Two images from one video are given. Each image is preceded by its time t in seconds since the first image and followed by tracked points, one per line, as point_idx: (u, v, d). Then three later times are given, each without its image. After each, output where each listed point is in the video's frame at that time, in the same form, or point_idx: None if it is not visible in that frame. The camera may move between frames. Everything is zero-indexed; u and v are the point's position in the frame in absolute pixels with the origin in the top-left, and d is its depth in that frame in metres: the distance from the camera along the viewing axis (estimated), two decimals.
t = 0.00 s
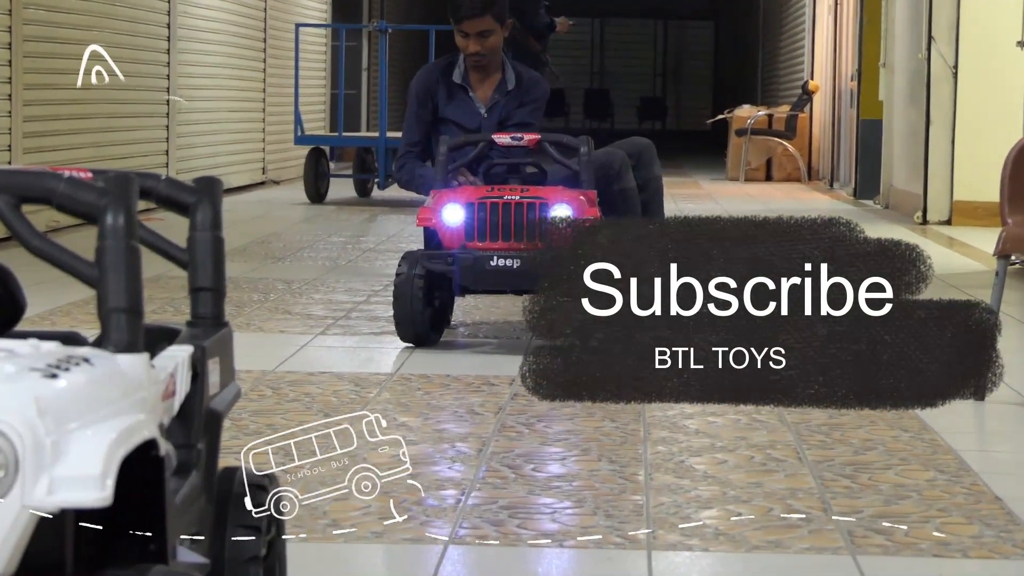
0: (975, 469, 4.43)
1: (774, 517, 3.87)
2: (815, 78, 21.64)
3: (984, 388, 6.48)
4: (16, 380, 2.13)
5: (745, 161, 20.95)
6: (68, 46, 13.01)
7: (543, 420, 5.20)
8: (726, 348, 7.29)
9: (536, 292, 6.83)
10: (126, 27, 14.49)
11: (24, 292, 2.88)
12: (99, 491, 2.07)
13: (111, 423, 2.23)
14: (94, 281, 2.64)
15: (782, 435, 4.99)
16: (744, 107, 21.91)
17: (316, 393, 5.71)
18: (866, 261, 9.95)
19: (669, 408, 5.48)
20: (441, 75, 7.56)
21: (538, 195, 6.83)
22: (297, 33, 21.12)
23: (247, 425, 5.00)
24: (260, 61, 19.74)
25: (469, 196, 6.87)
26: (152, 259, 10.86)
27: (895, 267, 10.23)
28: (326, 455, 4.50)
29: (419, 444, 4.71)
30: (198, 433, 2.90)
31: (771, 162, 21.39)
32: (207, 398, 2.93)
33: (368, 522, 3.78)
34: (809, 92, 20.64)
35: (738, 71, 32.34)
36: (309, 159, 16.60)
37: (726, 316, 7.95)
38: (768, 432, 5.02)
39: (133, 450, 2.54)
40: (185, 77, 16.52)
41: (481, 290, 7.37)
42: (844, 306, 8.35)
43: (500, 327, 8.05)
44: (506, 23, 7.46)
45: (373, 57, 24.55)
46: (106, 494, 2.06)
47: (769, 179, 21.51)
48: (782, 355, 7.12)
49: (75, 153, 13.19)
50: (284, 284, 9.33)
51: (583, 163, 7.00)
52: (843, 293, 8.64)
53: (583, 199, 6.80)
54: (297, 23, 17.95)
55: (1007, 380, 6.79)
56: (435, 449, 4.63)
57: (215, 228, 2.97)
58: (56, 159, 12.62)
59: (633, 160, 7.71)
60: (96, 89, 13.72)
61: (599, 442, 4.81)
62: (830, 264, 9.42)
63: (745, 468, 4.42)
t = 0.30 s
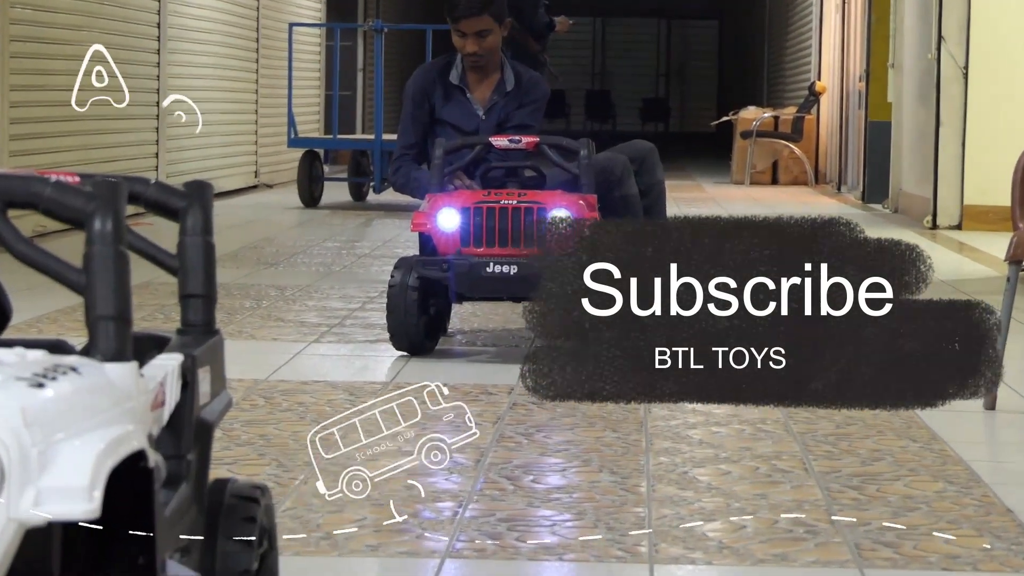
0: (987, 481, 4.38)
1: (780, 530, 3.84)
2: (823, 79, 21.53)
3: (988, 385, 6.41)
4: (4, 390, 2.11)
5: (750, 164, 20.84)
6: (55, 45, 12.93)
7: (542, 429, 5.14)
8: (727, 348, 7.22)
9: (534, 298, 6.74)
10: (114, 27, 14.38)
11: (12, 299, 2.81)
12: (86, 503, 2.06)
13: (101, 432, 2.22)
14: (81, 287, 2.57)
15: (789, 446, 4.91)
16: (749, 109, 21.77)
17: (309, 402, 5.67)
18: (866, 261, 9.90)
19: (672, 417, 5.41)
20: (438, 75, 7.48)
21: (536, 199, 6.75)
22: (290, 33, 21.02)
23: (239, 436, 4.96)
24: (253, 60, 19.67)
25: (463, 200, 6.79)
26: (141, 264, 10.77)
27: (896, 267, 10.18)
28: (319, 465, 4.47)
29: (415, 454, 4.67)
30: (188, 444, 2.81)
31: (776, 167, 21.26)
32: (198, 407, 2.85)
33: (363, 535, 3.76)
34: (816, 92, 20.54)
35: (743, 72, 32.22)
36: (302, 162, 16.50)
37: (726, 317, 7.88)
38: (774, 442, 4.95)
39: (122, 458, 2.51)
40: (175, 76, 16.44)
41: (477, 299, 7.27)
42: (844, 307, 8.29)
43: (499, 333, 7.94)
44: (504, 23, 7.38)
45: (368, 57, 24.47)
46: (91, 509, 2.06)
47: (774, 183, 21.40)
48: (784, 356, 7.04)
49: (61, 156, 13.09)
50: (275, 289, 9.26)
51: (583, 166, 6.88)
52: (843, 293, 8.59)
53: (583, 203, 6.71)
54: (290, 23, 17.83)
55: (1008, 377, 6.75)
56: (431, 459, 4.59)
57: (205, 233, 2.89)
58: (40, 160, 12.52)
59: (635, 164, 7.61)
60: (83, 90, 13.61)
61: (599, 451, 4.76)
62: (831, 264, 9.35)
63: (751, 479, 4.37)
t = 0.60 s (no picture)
0: (988, 493, 4.35)
1: (775, 543, 3.83)
2: (821, 79, 21.44)
3: (989, 385, 6.33)
4: None
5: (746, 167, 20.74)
6: (31, 46, 12.84)
7: (531, 439, 5.09)
8: (725, 347, 7.15)
9: (523, 305, 6.67)
10: (90, 27, 14.25)
11: None
12: (62, 515, 2.03)
13: (80, 441, 2.18)
14: (58, 293, 2.50)
15: (784, 456, 4.85)
16: (746, 110, 21.60)
17: (293, 410, 5.63)
18: (865, 262, 9.83)
19: (663, 426, 5.35)
20: (423, 78, 7.40)
21: (526, 203, 6.68)
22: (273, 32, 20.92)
23: (220, 446, 4.93)
24: (234, 61, 19.58)
25: (451, 205, 6.71)
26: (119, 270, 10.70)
27: (896, 267, 10.14)
28: (304, 477, 4.45)
29: (401, 465, 4.64)
30: (167, 456, 2.74)
31: (772, 169, 21.18)
32: (177, 418, 2.78)
33: (347, 549, 3.75)
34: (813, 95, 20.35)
35: (740, 72, 32.10)
36: (285, 167, 16.45)
37: (726, 317, 7.83)
38: (771, 453, 4.89)
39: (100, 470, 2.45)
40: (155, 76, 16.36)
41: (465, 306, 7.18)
42: (845, 306, 8.23)
43: (487, 342, 7.70)
44: (493, 22, 7.30)
45: (353, 56, 24.40)
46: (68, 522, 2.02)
47: (771, 187, 21.25)
48: (785, 356, 6.98)
49: (36, 157, 12.99)
50: (259, 296, 9.19)
51: (574, 169, 6.86)
52: (844, 293, 8.54)
53: (573, 208, 6.66)
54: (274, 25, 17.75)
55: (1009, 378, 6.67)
56: (418, 470, 4.56)
57: (185, 238, 2.80)
58: (14, 163, 12.44)
59: (627, 168, 7.52)
60: (60, 90, 13.51)
61: (589, 462, 4.72)
62: (830, 264, 9.29)
63: (746, 491, 4.33)
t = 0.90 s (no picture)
0: (1001, 502, 4.28)
1: (784, 554, 3.76)
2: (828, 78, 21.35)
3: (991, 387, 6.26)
4: None
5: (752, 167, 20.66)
6: (16, 46, 12.74)
7: (533, 447, 5.02)
8: (725, 348, 7.07)
9: (525, 308, 6.58)
10: (76, 24, 14.13)
11: None
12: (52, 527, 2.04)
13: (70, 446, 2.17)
14: (46, 298, 2.43)
15: (793, 465, 4.77)
16: (753, 110, 21.52)
17: (287, 418, 5.56)
18: (866, 262, 9.76)
19: (669, 434, 5.28)
20: (421, 76, 7.33)
21: (528, 204, 6.61)
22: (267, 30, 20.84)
23: (212, 455, 4.85)
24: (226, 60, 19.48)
25: (452, 206, 6.63)
26: (110, 274, 10.61)
27: (896, 267, 10.06)
28: (300, 486, 4.38)
29: (401, 474, 4.57)
30: (159, 464, 2.66)
31: (780, 170, 21.07)
32: (170, 425, 2.70)
33: (344, 559, 3.69)
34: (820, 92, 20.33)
35: (745, 71, 31.99)
36: (279, 164, 16.40)
37: (727, 317, 7.75)
38: (779, 461, 4.81)
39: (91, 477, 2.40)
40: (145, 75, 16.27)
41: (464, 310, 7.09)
42: (845, 306, 8.16)
43: (487, 347, 7.63)
44: (491, 21, 7.21)
45: (347, 55, 24.30)
46: (59, 533, 2.04)
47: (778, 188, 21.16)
48: (784, 356, 6.90)
49: (22, 157, 12.89)
50: (252, 301, 9.10)
51: (577, 169, 6.80)
52: (843, 292, 8.48)
53: (576, 209, 6.60)
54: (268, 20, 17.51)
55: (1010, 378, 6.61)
56: (418, 478, 4.49)
57: (177, 241, 2.73)
58: None
59: (630, 168, 7.46)
60: (47, 88, 13.42)
61: (592, 471, 4.64)
62: (830, 264, 9.22)
63: (753, 500, 4.25)
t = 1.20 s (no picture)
0: (1018, 510, 4.20)
1: (796, 564, 3.69)
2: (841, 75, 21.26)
3: (990, 387, 6.19)
4: None
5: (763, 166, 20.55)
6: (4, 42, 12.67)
7: (537, 454, 4.94)
8: (724, 348, 6.99)
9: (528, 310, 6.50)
10: (66, 19, 14.04)
11: None
12: (42, 535, 2.00)
13: (61, 453, 2.11)
14: (37, 301, 2.36)
15: (805, 472, 4.69)
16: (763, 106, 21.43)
17: (285, 423, 5.48)
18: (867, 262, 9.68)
19: (675, 441, 5.20)
20: (422, 71, 7.25)
21: (533, 203, 6.53)
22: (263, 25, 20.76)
23: (207, 462, 4.78)
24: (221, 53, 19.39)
25: (455, 205, 6.55)
26: (103, 275, 10.52)
27: (896, 267, 9.99)
28: (299, 493, 4.31)
29: (403, 481, 4.50)
30: (153, 471, 2.59)
31: (792, 168, 20.97)
32: (164, 431, 2.62)
33: (344, 568, 3.63)
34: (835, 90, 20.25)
35: (755, 69, 31.87)
36: (276, 164, 16.30)
37: (726, 317, 7.69)
38: (789, 469, 4.73)
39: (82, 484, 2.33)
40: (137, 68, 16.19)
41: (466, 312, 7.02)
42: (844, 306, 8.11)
43: (491, 350, 7.56)
44: (494, 13, 7.12)
45: (346, 50, 24.22)
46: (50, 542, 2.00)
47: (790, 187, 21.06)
48: (782, 356, 6.84)
49: (12, 154, 12.81)
50: (249, 303, 9.01)
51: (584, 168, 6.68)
52: (843, 294, 8.43)
53: (581, 208, 6.53)
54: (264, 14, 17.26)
55: (1010, 377, 6.53)
56: (420, 485, 4.42)
57: (172, 242, 2.66)
58: None
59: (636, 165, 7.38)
60: (37, 83, 13.34)
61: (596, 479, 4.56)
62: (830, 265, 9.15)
63: (763, 508, 4.17)
